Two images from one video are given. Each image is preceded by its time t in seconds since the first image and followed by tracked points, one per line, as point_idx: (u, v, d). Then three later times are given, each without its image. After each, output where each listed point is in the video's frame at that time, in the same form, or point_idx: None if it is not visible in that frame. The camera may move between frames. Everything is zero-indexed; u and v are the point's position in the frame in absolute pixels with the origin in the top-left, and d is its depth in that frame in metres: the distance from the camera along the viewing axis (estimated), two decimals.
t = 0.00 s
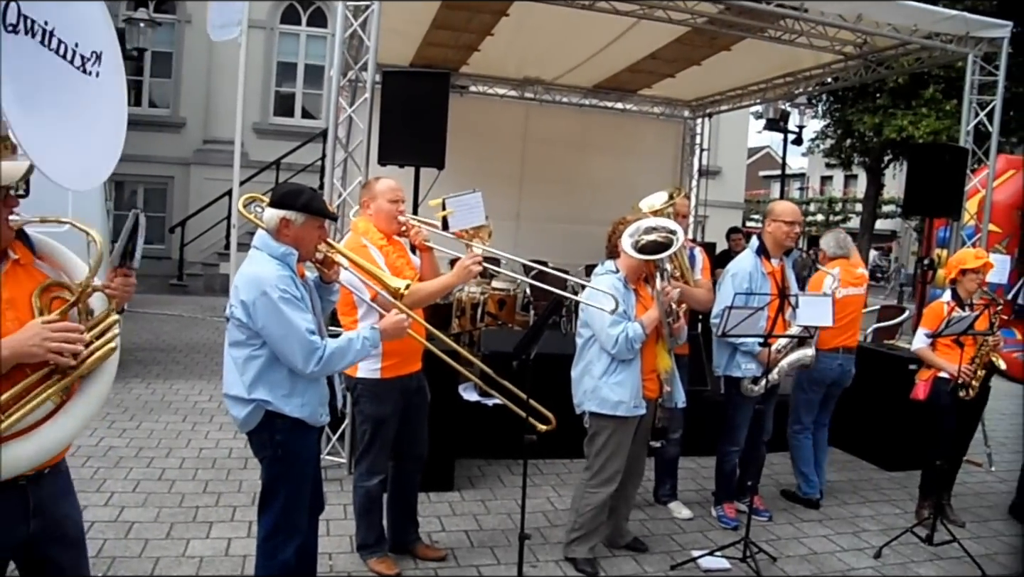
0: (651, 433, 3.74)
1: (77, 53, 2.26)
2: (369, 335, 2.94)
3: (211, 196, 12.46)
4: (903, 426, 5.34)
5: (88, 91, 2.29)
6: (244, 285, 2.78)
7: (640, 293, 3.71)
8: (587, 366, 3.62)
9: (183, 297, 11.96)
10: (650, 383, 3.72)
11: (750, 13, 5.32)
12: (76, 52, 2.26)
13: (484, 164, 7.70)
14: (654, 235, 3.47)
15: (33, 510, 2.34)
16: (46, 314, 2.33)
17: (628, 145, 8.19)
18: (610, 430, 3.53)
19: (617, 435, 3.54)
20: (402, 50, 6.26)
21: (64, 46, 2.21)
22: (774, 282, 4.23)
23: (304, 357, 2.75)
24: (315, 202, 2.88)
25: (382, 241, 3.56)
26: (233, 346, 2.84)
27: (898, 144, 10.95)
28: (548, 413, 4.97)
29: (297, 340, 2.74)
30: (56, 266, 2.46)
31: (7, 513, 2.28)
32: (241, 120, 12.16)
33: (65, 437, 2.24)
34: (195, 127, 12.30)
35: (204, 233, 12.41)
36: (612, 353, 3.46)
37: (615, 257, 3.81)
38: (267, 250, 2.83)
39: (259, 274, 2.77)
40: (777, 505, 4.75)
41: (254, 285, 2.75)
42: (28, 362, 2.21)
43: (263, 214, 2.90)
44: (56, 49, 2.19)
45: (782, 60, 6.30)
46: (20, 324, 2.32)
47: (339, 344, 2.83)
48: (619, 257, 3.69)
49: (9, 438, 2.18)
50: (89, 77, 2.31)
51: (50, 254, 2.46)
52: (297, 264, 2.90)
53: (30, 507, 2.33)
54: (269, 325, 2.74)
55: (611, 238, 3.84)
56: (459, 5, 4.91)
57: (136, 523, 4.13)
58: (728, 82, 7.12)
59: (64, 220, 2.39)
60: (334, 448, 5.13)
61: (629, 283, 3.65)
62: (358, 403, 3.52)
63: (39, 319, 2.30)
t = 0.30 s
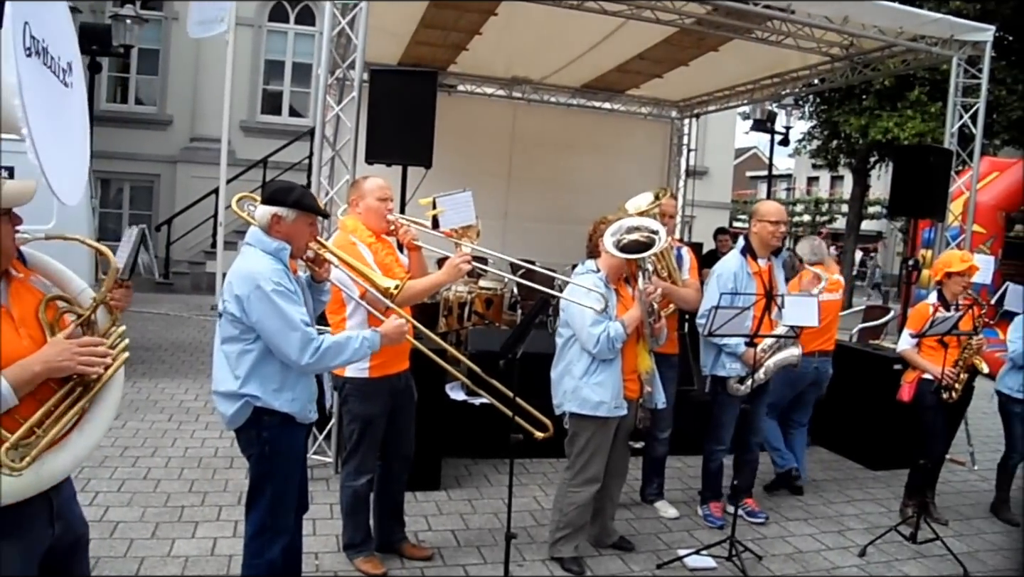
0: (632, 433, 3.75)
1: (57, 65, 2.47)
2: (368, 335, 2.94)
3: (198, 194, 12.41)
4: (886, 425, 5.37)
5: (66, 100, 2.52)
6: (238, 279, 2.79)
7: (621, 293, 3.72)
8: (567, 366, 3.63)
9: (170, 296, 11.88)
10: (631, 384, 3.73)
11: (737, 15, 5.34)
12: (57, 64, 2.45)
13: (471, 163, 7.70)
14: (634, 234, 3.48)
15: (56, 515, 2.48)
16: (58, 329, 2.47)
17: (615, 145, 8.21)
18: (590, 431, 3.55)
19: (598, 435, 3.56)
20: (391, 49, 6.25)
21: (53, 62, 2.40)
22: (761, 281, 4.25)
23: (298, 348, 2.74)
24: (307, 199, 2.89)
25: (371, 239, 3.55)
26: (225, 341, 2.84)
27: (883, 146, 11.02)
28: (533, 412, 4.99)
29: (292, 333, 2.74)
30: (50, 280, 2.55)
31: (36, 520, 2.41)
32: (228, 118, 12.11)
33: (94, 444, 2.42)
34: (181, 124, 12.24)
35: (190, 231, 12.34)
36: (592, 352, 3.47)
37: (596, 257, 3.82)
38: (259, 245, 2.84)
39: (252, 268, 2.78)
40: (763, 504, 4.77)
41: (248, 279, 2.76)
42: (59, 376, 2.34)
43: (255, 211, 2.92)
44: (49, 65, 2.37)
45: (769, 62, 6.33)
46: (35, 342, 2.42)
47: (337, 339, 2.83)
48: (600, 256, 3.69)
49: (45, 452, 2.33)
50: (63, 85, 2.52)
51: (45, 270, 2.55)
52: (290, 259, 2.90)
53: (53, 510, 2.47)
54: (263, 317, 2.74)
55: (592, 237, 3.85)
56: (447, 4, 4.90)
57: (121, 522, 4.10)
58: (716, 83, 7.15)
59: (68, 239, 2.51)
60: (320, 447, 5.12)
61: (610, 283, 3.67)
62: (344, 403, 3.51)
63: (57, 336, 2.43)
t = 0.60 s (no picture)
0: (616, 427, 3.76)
1: (27, 39, 2.47)
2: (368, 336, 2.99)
3: (181, 190, 12.32)
4: (868, 418, 5.41)
5: (35, 74, 2.53)
6: (234, 272, 2.81)
7: (600, 288, 3.75)
8: (549, 362, 3.63)
9: (153, 292, 11.79)
10: (613, 378, 3.74)
11: (721, 10, 5.35)
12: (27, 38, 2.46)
13: (455, 159, 7.69)
14: (615, 229, 3.50)
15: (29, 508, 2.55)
16: (36, 308, 2.46)
17: (599, 141, 8.23)
18: (574, 426, 3.56)
19: (581, 431, 3.57)
20: (375, 43, 6.22)
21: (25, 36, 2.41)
22: (746, 274, 4.25)
23: (299, 338, 2.79)
24: (299, 194, 2.92)
25: (360, 235, 3.55)
26: (219, 335, 2.84)
27: (866, 142, 11.11)
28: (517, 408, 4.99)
29: (293, 324, 2.79)
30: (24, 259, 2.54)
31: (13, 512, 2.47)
32: (211, 113, 12.03)
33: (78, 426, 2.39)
34: (164, 119, 12.15)
35: (173, 227, 12.25)
36: (574, 349, 3.48)
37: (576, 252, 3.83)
38: (253, 239, 2.87)
39: (249, 261, 2.81)
40: (747, 497, 4.80)
41: (246, 271, 2.79)
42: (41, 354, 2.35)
43: (247, 206, 2.94)
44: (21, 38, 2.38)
45: (752, 58, 6.35)
46: (14, 321, 2.42)
47: (338, 335, 2.89)
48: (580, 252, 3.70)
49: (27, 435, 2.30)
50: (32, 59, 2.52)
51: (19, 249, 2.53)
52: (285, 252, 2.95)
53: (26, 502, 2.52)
54: (262, 309, 2.77)
55: (572, 233, 3.85)
56: None
57: (104, 521, 4.07)
58: (700, 78, 7.16)
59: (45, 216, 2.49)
60: (305, 444, 5.10)
61: (589, 278, 3.69)
62: (329, 399, 3.50)
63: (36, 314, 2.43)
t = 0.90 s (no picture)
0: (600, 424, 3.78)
1: None
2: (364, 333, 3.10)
3: (161, 188, 12.21)
4: (848, 414, 5.45)
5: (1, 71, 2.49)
6: (231, 270, 2.89)
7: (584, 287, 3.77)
8: (533, 361, 3.64)
9: (133, 292, 11.68)
10: (596, 375, 3.75)
11: (702, 9, 5.37)
12: None
13: (437, 158, 7.67)
14: (596, 228, 3.51)
15: None
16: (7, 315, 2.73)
17: (581, 139, 8.25)
18: (560, 424, 3.56)
19: (568, 429, 3.57)
20: (357, 42, 6.20)
21: None
22: (733, 271, 4.25)
23: (299, 333, 2.89)
24: (289, 193, 2.99)
25: (348, 231, 3.53)
26: (214, 332, 2.92)
27: (846, 140, 11.19)
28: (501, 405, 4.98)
29: (293, 321, 2.89)
30: None
31: None
32: (192, 111, 11.93)
33: (40, 437, 2.53)
34: (145, 118, 12.05)
35: (153, 226, 12.14)
36: (557, 347, 3.49)
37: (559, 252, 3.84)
38: (247, 237, 2.96)
39: (247, 258, 2.89)
40: (730, 493, 4.82)
41: (244, 269, 2.87)
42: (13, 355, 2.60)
43: (237, 204, 3.02)
44: None
45: (733, 57, 6.38)
46: None
47: (337, 331, 3.01)
48: (562, 252, 3.72)
49: None
50: None
51: None
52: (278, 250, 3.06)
53: None
54: (262, 306, 2.87)
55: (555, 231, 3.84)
56: None
57: (84, 522, 4.03)
58: (681, 77, 7.19)
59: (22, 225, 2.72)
60: (287, 443, 5.08)
61: (572, 278, 3.70)
62: (314, 397, 3.50)
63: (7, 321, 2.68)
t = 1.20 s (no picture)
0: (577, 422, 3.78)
1: None
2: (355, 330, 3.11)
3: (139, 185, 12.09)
4: (826, 410, 5.49)
5: None
6: (221, 267, 2.87)
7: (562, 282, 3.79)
8: (510, 356, 3.64)
9: (110, 290, 11.54)
10: (571, 372, 3.76)
11: (682, 8, 5.39)
12: None
13: (418, 155, 7.65)
14: (574, 224, 3.53)
15: None
16: None
17: (561, 137, 8.26)
18: (532, 422, 3.58)
19: (539, 427, 3.59)
20: (337, 38, 6.17)
21: None
22: (713, 267, 4.29)
23: (294, 331, 2.90)
24: (273, 193, 3.00)
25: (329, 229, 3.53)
26: (201, 328, 2.89)
27: (825, 139, 11.29)
28: (481, 403, 4.98)
29: (287, 319, 2.89)
30: None
31: None
32: (170, 108, 11.82)
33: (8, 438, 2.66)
34: (122, 114, 11.93)
35: (131, 223, 12.02)
36: (533, 342, 3.50)
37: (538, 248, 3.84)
38: (235, 236, 2.95)
39: (238, 257, 2.88)
40: (709, 490, 4.85)
41: (235, 266, 2.86)
42: None
43: (222, 202, 3.01)
44: None
45: (713, 55, 6.41)
46: None
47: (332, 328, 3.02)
48: (541, 248, 3.74)
49: None
50: None
51: None
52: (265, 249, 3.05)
53: None
54: (254, 304, 2.86)
55: (534, 228, 3.83)
56: None
57: (60, 523, 3.99)
58: (661, 75, 7.22)
59: None
60: (267, 442, 5.04)
61: (551, 273, 3.72)
62: (293, 395, 3.48)
63: None
